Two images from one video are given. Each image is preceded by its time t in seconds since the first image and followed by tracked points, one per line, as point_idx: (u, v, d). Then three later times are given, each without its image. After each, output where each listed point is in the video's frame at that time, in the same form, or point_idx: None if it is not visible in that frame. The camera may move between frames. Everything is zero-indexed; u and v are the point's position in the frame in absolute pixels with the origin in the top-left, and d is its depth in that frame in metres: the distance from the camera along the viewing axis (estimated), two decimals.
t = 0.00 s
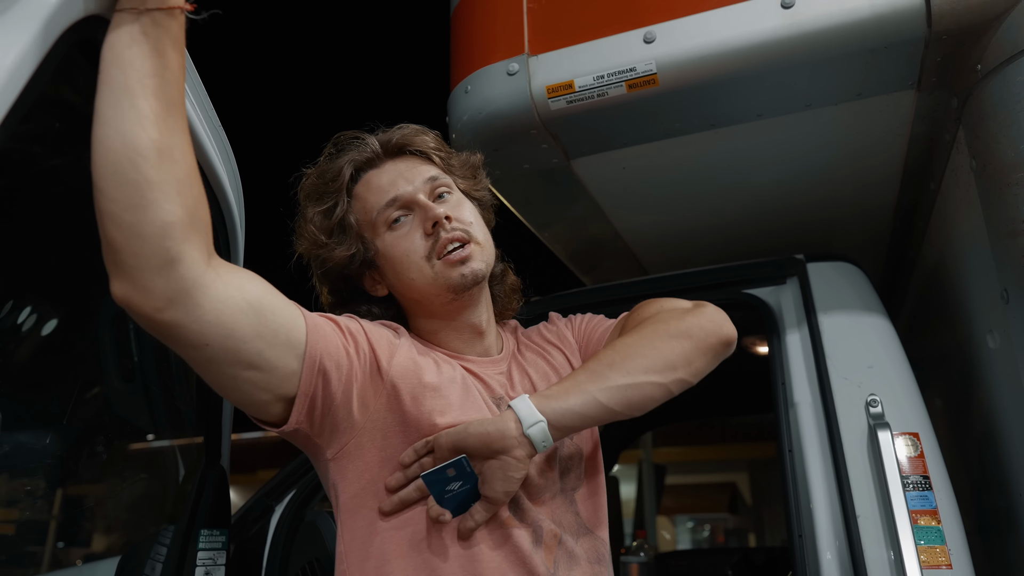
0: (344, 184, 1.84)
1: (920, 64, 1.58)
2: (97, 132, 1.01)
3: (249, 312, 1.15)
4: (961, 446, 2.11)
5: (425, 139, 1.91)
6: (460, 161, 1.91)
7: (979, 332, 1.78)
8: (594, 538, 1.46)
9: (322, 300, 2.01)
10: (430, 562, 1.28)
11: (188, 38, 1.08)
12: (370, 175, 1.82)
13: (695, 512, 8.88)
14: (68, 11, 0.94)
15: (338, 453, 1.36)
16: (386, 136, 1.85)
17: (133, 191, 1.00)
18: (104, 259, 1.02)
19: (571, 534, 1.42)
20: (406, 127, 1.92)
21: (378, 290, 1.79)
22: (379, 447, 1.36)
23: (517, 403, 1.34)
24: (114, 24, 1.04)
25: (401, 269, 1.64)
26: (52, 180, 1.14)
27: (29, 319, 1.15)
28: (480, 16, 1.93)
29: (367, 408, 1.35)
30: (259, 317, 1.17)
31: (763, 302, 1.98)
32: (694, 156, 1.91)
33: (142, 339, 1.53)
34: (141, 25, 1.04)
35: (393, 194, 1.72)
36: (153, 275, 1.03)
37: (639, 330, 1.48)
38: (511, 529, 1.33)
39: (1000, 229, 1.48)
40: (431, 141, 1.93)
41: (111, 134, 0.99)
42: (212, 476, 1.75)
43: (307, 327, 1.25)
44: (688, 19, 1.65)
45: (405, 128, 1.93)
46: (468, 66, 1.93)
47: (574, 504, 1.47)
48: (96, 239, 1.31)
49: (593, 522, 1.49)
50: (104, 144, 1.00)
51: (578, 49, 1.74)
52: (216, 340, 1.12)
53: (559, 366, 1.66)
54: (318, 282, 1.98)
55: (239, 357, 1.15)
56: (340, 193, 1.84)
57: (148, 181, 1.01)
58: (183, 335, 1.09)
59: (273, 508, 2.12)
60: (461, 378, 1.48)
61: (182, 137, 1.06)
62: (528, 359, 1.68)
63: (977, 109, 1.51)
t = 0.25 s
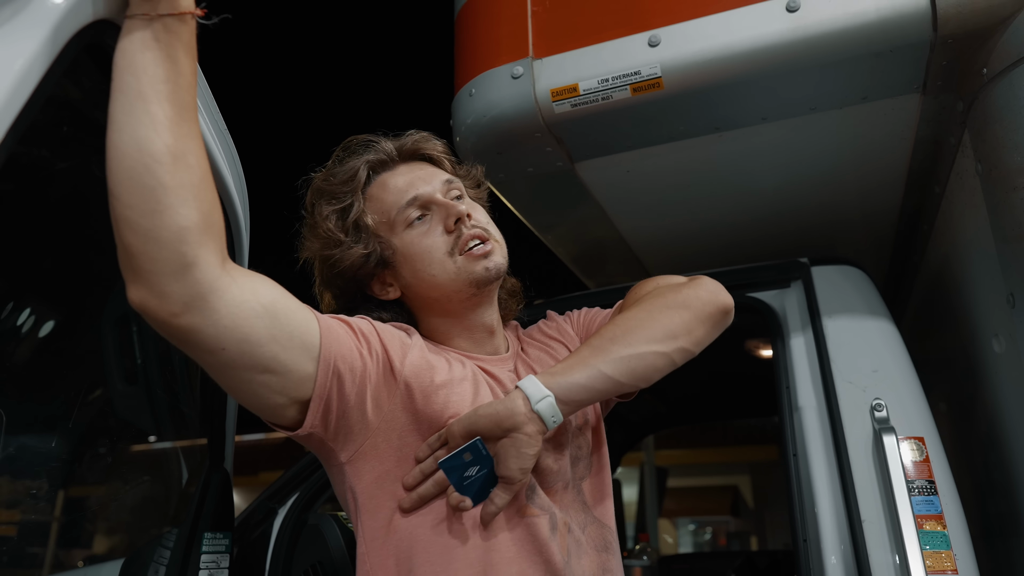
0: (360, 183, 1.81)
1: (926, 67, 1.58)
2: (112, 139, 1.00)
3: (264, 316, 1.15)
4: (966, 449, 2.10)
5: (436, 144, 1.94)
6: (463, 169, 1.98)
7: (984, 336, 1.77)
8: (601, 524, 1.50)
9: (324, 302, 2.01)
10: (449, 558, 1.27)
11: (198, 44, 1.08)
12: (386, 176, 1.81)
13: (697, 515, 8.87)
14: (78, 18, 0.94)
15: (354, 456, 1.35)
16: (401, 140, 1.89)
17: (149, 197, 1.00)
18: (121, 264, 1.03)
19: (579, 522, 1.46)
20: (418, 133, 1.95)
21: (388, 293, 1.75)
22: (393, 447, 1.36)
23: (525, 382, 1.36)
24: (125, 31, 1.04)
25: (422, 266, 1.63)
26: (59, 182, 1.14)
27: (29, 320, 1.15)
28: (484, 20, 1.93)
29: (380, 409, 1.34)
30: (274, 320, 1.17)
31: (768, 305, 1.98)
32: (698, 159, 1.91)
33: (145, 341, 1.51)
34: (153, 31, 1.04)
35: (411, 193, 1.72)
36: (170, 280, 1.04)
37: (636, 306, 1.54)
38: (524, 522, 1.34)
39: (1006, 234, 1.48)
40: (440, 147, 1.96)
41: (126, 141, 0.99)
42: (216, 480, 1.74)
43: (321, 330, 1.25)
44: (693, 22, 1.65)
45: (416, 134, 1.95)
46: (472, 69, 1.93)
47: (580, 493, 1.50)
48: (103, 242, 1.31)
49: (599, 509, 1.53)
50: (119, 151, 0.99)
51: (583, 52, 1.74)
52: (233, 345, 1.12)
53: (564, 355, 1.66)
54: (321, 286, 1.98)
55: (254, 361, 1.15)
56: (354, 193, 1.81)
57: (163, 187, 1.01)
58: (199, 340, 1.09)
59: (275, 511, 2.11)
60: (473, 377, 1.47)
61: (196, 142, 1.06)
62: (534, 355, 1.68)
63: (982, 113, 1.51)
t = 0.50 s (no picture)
0: (382, 181, 1.80)
1: (929, 70, 1.58)
2: (124, 145, 1.00)
3: (276, 318, 1.15)
4: (969, 452, 2.10)
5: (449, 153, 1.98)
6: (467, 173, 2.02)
7: (987, 338, 1.77)
8: (607, 522, 1.51)
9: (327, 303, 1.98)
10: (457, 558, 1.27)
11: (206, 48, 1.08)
12: (406, 176, 1.81)
13: (700, 518, 8.86)
14: (82, 22, 0.94)
15: (363, 457, 1.34)
16: (417, 146, 1.93)
17: (162, 202, 1.00)
18: (135, 269, 1.03)
19: (586, 520, 1.46)
20: (429, 141, 1.98)
21: (405, 292, 1.72)
22: (402, 447, 1.36)
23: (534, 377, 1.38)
24: (134, 37, 1.03)
25: (446, 262, 1.63)
26: (64, 186, 1.14)
27: (28, 323, 1.15)
28: (486, 22, 1.92)
29: (390, 409, 1.34)
30: (286, 323, 1.17)
31: (770, 308, 1.97)
32: (701, 162, 1.91)
33: (147, 343, 1.51)
34: (162, 36, 1.03)
35: (433, 191, 1.72)
36: (184, 284, 1.04)
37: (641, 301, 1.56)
38: (532, 520, 1.35)
39: (1009, 236, 1.48)
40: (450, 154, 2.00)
41: (139, 147, 0.99)
42: (218, 482, 1.74)
43: (332, 332, 1.25)
44: (696, 25, 1.64)
45: (428, 142, 1.99)
46: (475, 72, 1.93)
47: (586, 491, 1.51)
48: (107, 245, 1.31)
49: (605, 507, 1.53)
50: (132, 157, 0.99)
51: (586, 55, 1.74)
52: (245, 348, 1.12)
53: (568, 355, 1.67)
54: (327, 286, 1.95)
55: (267, 365, 1.15)
56: (375, 191, 1.79)
57: (176, 192, 1.01)
58: (211, 343, 1.10)
59: (278, 514, 2.11)
60: (483, 378, 1.47)
61: (207, 146, 1.06)
62: (539, 357, 1.68)
63: (985, 115, 1.51)
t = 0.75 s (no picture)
0: (398, 184, 1.78)
1: (931, 74, 1.58)
2: (127, 153, 1.01)
3: (279, 324, 1.15)
4: (971, 456, 2.09)
5: (461, 158, 1.96)
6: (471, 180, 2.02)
7: (990, 343, 1.77)
8: (609, 525, 1.51)
9: (331, 309, 2.00)
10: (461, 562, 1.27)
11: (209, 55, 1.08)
12: (421, 180, 1.79)
13: (702, 521, 8.85)
14: (90, 29, 0.94)
15: (366, 462, 1.34)
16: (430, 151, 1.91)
17: (165, 209, 1.00)
18: (139, 276, 1.03)
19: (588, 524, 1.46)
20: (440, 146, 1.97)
21: (413, 297, 1.71)
22: (406, 452, 1.35)
23: (538, 381, 1.37)
24: (136, 46, 1.03)
25: (460, 269, 1.63)
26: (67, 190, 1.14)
27: (30, 322, 1.15)
28: (489, 27, 1.93)
29: (393, 414, 1.34)
30: (289, 329, 1.17)
31: (772, 312, 1.97)
32: (703, 166, 1.91)
33: (149, 347, 1.50)
34: (165, 44, 1.03)
35: (447, 197, 1.72)
36: (187, 290, 1.04)
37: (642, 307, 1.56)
38: (535, 525, 1.34)
39: (1011, 241, 1.48)
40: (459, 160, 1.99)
41: (141, 155, 1.00)
42: (220, 486, 1.74)
43: (336, 337, 1.26)
44: (698, 30, 1.64)
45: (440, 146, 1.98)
46: (477, 76, 1.93)
47: (588, 495, 1.51)
48: (110, 249, 1.31)
49: (607, 511, 1.53)
50: (135, 165, 1.00)
51: (587, 59, 1.74)
52: (248, 353, 1.12)
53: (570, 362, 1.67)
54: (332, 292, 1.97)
55: (270, 370, 1.15)
56: (390, 193, 1.77)
57: (179, 199, 1.01)
58: (215, 349, 1.10)
59: (279, 518, 2.11)
60: (487, 384, 1.47)
61: (210, 152, 1.06)
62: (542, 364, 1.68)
63: (987, 120, 1.51)
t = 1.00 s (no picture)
0: (400, 187, 1.77)
1: (932, 77, 1.58)
2: (125, 156, 1.01)
3: (277, 327, 1.15)
4: (974, 460, 2.09)
5: (462, 160, 1.94)
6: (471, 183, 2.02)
7: (992, 346, 1.76)
8: (609, 529, 1.51)
9: (332, 313, 2.00)
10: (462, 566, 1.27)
11: (207, 57, 1.08)
12: (423, 184, 1.79)
13: (704, 525, 8.83)
14: (89, 32, 0.94)
15: (366, 465, 1.34)
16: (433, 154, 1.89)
17: (163, 212, 1.00)
18: (137, 278, 1.03)
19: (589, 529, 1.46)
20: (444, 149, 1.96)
21: (413, 301, 1.71)
22: (405, 456, 1.35)
23: (541, 385, 1.37)
24: (134, 49, 1.03)
25: (460, 273, 1.63)
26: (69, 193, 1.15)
27: (37, 322, 1.16)
28: (490, 30, 1.93)
29: (393, 417, 1.34)
30: (287, 332, 1.17)
31: (774, 315, 1.97)
32: (704, 169, 1.91)
33: (151, 349, 1.50)
34: (163, 47, 1.03)
35: (450, 200, 1.72)
36: (185, 293, 1.04)
37: (645, 312, 1.56)
38: (535, 529, 1.34)
39: (1013, 244, 1.47)
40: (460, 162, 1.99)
41: (138, 158, 1.00)
42: (221, 488, 1.74)
43: (335, 340, 1.26)
44: (698, 32, 1.65)
45: (442, 148, 1.97)
46: (478, 79, 1.93)
47: (588, 499, 1.51)
48: (111, 253, 1.32)
49: (607, 514, 1.53)
50: (132, 168, 1.00)
51: (588, 62, 1.74)
52: (246, 356, 1.12)
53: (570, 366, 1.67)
54: (333, 294, 1.97)
55: (268, 373, 1.15)
56: (392, 197, 1.76)
57: (177, 202, 1.01)
58: (213, 352, 1.10)
59: (280, 521, 2.11)
60: (487, 387, 1.47)
61: (208, 155, 1.06)
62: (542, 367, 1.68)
63: (989, 123, 1.50)
